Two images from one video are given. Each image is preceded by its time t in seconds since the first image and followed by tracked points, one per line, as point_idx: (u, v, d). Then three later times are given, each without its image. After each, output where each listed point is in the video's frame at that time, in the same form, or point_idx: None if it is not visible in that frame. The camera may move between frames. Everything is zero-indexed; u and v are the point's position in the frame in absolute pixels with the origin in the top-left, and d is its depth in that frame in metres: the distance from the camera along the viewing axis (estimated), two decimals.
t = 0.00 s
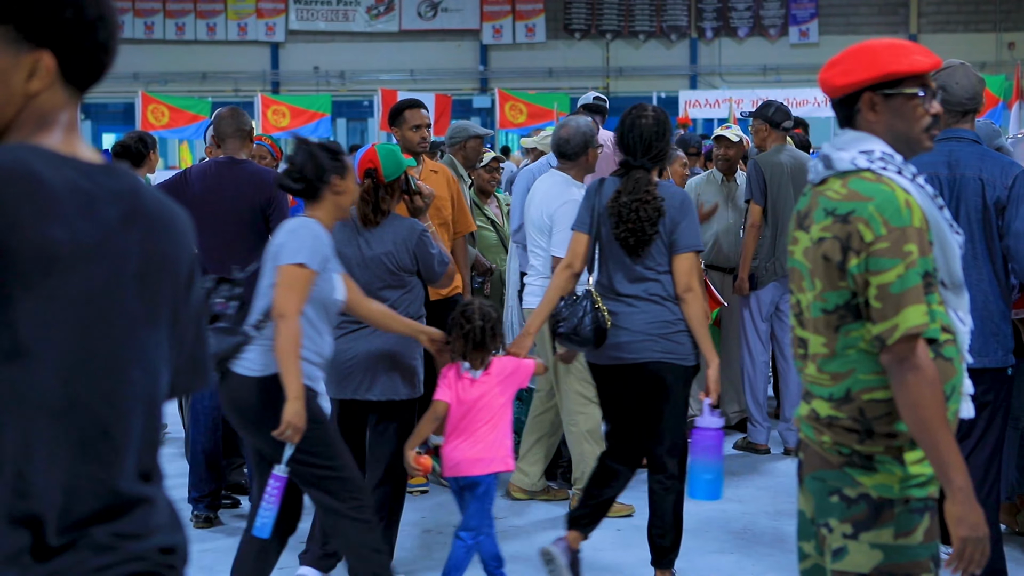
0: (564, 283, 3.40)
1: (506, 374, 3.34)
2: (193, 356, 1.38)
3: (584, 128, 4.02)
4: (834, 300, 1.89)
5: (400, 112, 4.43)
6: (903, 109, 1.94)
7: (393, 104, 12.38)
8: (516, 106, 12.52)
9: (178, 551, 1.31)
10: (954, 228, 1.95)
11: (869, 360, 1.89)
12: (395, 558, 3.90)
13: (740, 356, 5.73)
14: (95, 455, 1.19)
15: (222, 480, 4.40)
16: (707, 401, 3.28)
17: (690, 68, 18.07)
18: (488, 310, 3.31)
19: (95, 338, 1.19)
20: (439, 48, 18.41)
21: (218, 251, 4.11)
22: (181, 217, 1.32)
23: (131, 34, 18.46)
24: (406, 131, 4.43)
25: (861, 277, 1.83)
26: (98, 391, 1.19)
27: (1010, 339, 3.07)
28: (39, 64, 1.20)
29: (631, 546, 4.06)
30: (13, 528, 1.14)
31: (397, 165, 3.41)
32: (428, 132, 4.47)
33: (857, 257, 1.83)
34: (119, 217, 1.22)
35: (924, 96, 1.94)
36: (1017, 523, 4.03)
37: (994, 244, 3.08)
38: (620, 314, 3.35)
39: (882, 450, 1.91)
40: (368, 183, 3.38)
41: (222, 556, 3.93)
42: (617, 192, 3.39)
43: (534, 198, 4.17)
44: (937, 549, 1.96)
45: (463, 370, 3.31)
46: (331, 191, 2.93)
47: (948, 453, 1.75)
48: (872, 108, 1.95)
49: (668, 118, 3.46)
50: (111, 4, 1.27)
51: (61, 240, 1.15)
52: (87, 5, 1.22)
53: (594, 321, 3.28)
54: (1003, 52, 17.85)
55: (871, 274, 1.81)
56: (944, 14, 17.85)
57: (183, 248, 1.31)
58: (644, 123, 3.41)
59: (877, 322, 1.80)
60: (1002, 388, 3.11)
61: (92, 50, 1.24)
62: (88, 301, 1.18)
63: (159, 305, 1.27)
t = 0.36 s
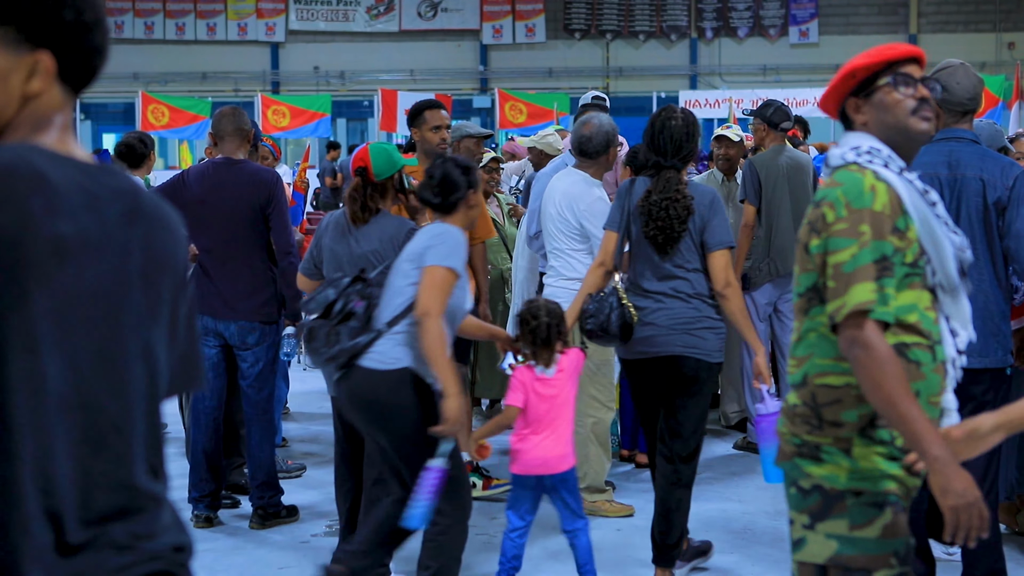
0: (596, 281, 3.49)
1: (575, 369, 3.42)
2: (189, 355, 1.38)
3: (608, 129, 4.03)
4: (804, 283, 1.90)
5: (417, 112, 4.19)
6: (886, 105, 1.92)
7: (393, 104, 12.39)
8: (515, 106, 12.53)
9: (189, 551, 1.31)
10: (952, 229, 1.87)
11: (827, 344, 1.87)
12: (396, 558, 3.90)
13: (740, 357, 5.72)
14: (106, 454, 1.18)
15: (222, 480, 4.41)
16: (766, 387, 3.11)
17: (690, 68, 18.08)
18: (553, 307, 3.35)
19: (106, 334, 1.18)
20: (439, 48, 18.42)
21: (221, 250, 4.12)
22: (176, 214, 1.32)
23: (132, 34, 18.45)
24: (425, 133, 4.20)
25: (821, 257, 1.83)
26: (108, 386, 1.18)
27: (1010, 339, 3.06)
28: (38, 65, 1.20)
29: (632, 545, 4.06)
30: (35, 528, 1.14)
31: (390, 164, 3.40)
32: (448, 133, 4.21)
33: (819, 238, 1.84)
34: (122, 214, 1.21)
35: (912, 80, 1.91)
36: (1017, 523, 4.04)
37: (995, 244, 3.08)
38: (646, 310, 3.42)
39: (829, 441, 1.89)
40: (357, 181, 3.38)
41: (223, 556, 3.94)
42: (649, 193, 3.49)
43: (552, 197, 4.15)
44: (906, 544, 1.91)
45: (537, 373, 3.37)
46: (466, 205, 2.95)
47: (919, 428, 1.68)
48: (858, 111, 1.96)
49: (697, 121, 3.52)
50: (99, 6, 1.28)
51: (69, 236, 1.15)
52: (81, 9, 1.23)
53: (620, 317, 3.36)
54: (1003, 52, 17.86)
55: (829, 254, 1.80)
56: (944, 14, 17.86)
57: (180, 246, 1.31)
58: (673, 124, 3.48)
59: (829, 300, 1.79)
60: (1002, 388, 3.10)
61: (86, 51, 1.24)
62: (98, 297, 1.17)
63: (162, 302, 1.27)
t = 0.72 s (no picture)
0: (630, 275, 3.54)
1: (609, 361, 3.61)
2: (191, 358, 1.39)
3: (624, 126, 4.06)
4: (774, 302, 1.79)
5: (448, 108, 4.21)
6: (860, 109, 1.72)
7: (394, 104, 12.40)
8: (515, 106, 12.54)
9: (182, 553, 1.31)
10: (938, 233, 1.65)
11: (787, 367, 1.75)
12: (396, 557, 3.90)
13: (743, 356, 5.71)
14: (101, 456, 1.19)
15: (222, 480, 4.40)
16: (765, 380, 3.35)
17: (690, 68, 18.07)
18: (591, 302, 3.56)
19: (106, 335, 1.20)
20: (439, 48, 18.42)
21: (223, 250, 4.12)
22: (181, 215, 1.33)
23: (132, 34, 18.47)
24: (455, 129, 4.23)
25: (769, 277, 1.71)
26: (103, 388, 1.19)
27: (1011, 339, 3.07)
28: (46, 66, 1.20)
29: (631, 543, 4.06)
30: (29, 529, 1.14)
31: (381, 161, 3.41)
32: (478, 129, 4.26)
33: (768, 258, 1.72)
34: (123, 217, 1.22)
35: (893, 83, 1.71)
36: (1017, 523, 4.03)
37: (997, 244, 3.08)
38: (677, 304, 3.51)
39: (795, 461, 1.75)
40: (344, 178, 3.38)
41: (222, 556, 3.94)
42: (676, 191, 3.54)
43: (569, 194, 4.16)
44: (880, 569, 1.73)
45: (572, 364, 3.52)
46: (519, 184, 3.15)
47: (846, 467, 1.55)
48: (836, 114, 1.77)
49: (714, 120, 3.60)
50: (110, 5, 1.28)
51: (70, 238, 1.16)
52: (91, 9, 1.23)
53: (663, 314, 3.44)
54: (1003, 52, 17.85)
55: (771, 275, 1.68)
56: (944, 14, 17.85)
57: (184, 249, 1.31)
58: (692, 124, 3.55)
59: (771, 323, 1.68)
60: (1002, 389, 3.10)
61: (94, 52, 1.24)
62: (98, 298, 1.19)
63: (163, 304, 1.28)
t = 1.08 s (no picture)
0: (669, 268, 3.58)
1: (590, 363, 3.45)
2: (201, 358, 1.37)
3: (639, 127, 4.02)
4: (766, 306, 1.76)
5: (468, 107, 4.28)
6: (876, 115, 1.63)
7: (393, 104, 12.40)
8: (515, 106, 12.54)
9: (180, 557, 1.31)
10: (938, 251, 1.59)
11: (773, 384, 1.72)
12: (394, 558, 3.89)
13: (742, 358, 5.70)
14: (95, 459, 1.20)
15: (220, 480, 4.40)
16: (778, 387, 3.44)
17: (690, 68, 18.07)
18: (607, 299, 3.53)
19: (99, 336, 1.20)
20: (438, 49, 18.41)
21: (222, 252, 4.11)
22: (179, 213, 1.32)
23: (131, 34, 18.45)
24: (475, 129, 4.28)
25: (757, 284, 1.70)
26: (98, 390, 1.20)
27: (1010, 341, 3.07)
28: (37, 65, 1.21)
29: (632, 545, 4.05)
30: (25, 535, 1.16)
31: (377, 160, 3.40)
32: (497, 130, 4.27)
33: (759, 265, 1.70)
34: (115, 216, 1.22)
35: (918, 89, 1.61)
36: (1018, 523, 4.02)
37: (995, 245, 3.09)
38: (714, 301, 3.59)
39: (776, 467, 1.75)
40: (340, 177, 3.38)
41: (221, 556, 3.94)
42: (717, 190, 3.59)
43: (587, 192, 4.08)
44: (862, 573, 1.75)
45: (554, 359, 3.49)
46: (556, 170, 3.19)
47: (829, 493, 1.54)
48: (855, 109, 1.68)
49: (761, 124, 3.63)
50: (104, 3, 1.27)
51: (59, 241, 1.17)
52: (81, 6, 1.22)
53: (699, 308, 3.50)
54: (1002, 52, 17.84)
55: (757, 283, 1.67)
56: (943, 14, 17.85)
57: (183, 247, 1.30)
58: (737, 127, 3.59)
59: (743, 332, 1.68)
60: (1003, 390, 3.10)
61: (85, 48, 1.23)
62: (89, 301, 1.19)
63: (159, 304, 1.27)
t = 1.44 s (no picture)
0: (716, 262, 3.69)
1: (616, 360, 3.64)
2: (195, 358, 1.38)
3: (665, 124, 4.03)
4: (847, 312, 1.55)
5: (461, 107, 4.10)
6: (994, 115, 1.39)
7: (393, 104, 12.41)
8: (515, 106, 12.55)
9: (183, 558, 1.31)
10: None
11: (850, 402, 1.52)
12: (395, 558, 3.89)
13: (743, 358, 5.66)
14: (95, 460, 1.20)
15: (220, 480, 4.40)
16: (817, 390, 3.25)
17: (690, 68, 18.07)
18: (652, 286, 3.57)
19: (98, 338, 1.21)
20: (439, 48, 18.41)
21: (222, 253, 4.12)
22: (175, 214, 1.32)
23: (131, 34, 18.46)
24: (473, 129, 4.10)
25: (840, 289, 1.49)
26: (97, 391, 1.21)
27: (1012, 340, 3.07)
28: (33, 67, 1.21)
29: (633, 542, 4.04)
30: (27, 538, 1.16)
31: (380, 161, 3.41)
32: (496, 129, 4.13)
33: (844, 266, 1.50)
34: (113, 218, 1.22)
35: None
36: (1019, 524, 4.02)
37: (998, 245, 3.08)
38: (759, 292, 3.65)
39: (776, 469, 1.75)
40: (341, 173, 3.40)
41: (221, 556, 3.93)
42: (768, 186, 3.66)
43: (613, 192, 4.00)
44: None
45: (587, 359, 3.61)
46: (602, 163, 3.20)
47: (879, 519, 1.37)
48: (966, 108, 1.43)
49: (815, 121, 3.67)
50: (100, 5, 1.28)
51: (57, 242, 1.17)
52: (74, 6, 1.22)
53: (741, 297, 3.59)
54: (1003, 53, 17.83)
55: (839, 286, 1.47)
56: (943, 14, 17.86)
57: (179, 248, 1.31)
58: (791, 124, 3.64)
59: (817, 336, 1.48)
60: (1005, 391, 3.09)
61: (79, 48, 1.23)
62: (87, 302, 1.19)
63: (156, 305, 1.28)
